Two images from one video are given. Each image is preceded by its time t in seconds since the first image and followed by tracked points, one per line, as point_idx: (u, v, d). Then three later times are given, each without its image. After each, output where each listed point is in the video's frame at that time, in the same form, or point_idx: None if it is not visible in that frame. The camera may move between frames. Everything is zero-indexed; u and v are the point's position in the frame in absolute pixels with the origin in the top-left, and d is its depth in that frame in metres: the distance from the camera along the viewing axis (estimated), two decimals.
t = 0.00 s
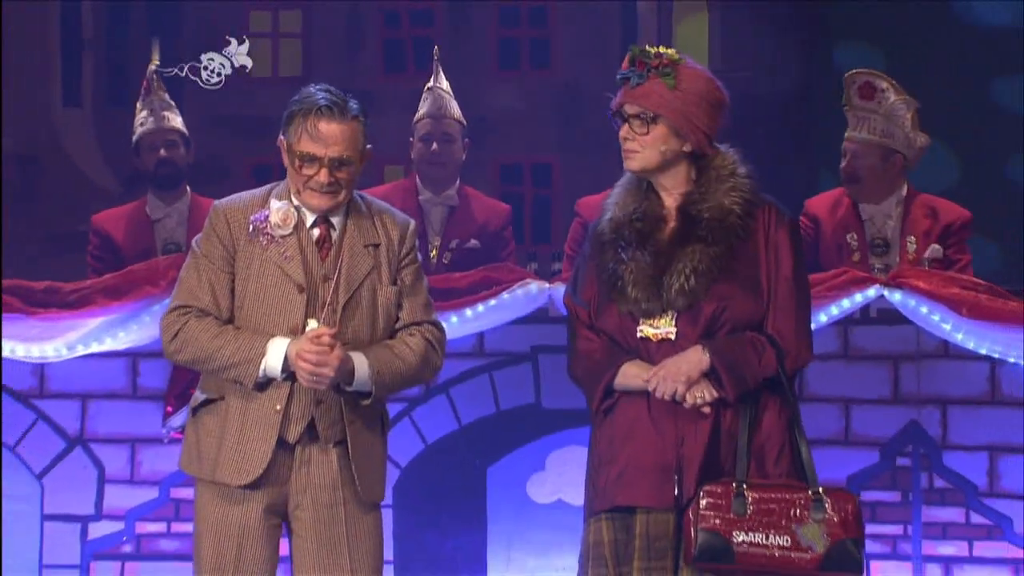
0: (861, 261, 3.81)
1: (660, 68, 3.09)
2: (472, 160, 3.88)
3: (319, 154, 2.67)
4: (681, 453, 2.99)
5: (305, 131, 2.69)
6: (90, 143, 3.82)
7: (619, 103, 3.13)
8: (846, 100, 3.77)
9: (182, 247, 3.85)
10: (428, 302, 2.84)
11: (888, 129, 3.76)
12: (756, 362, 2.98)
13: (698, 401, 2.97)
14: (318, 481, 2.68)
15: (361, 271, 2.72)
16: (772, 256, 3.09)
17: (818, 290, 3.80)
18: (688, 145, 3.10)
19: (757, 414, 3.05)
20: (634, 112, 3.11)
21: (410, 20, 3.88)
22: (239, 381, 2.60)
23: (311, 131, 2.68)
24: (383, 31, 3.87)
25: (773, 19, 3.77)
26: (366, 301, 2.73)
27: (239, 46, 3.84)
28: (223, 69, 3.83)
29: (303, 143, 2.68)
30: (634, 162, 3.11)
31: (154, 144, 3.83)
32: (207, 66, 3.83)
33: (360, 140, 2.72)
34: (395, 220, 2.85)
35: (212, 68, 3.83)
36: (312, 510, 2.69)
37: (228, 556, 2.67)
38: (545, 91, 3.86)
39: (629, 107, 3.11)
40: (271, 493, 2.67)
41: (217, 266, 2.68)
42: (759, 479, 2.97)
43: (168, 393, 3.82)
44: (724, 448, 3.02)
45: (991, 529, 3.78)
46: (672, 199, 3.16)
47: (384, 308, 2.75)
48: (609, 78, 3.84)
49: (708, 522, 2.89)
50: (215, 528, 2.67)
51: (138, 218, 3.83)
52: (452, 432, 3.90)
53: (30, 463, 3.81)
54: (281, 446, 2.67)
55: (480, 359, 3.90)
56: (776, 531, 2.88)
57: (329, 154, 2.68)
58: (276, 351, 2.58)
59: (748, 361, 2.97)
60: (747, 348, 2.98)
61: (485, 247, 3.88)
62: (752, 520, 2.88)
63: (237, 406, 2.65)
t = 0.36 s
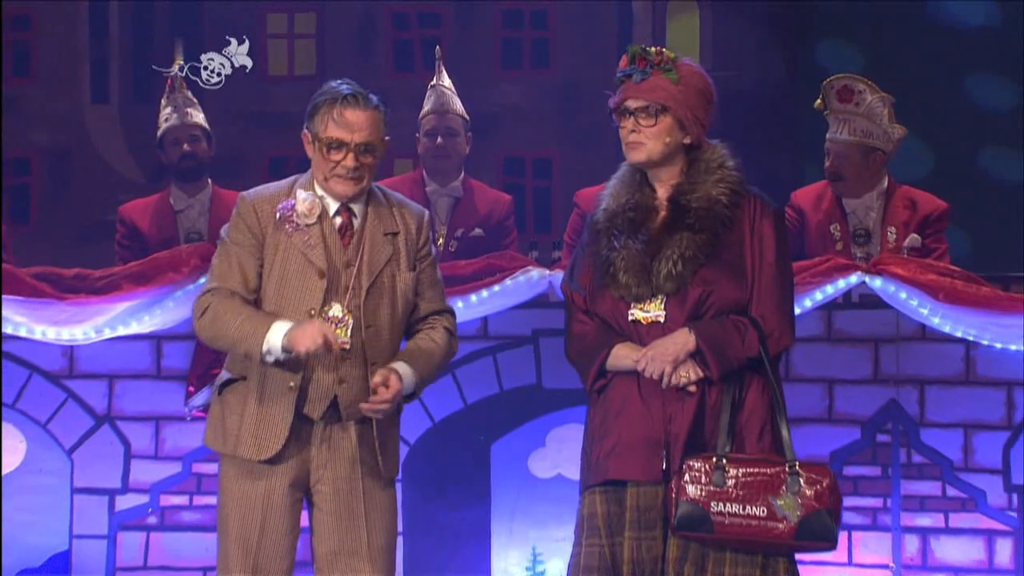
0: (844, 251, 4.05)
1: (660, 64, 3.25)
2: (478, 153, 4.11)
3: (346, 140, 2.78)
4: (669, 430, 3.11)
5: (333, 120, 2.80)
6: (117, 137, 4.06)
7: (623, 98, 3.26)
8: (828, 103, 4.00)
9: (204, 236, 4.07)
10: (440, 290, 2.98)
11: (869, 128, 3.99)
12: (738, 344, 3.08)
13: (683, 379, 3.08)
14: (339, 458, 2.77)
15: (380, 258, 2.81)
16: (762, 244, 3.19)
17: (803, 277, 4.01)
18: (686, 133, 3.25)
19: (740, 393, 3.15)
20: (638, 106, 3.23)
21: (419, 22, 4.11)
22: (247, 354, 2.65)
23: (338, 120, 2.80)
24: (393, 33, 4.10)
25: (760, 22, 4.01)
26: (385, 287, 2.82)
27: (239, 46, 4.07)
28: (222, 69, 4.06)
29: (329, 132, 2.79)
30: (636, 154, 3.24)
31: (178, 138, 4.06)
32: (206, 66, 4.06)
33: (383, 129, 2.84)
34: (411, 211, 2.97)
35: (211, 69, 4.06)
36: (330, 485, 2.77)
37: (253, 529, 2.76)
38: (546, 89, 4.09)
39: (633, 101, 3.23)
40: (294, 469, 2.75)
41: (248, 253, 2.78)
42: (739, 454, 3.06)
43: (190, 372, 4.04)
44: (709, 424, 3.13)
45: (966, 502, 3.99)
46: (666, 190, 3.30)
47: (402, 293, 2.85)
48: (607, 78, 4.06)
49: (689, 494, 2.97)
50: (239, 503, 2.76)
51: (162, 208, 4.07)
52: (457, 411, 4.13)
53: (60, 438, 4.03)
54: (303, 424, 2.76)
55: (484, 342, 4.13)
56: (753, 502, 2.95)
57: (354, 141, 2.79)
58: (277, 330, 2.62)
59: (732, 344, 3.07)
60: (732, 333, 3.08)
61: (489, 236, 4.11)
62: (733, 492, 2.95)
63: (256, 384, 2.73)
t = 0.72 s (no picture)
0: (829, 239, 4.30)
1: (658, 61, 3.38)
2: (481, 149, 4.33)
3: (370, 128, 2.96)
4: (664, 414, 3.24)
5: (357, 109, 2.98)
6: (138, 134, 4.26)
7: (621, 93, 3.38)
8: (817, 95, 4.22)
9: (220, 228, 4.29)
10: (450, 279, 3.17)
11: (855, 122, 4.21)
12: (731, 331, 3.22)
13: (680, 363, 3.21)
14: (359, 437, 2.96)
15: (401, 247, 3.00)
16: (752, 235, 3.33)
17: (791, 266, 4.21)
18: (682, 128, 3.38)
19: (730, 375, 3.29)
20: (639, 100, 3.35)
21: (425, 24, 4.32)
22: (291, 304, 2.80)
23: (362, 109, 2.98)
24: (401, 35, 4.32)
25: (750, 23, 4.21)
26: (406, 274, 3.01)
27: (239, 46, 4.28)
28: (222, 69, 4.28)
29: (354, 121, 2.97)
30: (636, 147, 3.36)
31: (197, 135, 4.28)
32: (207, 66, 4.27)
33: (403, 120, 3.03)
34: (428, 205, 3.16)
35: (211, 69, 4.28)
36: (350, 462, 2.96)
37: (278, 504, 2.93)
38: (546, 87, 4.29)
39: (632, 95, 3.36)
40: (320, 447, 2.93)
41: (285, 232, 2.95)
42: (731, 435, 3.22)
43: (208, 357, 4.25)
44: (703, 408, 3.27)
45: (945, 480, 4.19)
46: (660, 183, 3.44)
47: (420, 282, 3.05)
48: (604, 77, 4.27)
49: (684, 474, 3.12)
50: (265, 479, 2.93)
51: (181, 202, 4.28)
52: (462, 394, 4.34)
53: (85, 420, 4.24)
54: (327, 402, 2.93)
55: (487, 328, 4.35)
56: (745, 481, 3.10)
57: (377, 129, 2.97)
58: (319, 282, 2.77)
59: (724, 330, 3.21)
60: (724, 318, 3.23)
61: (492, 227, 4.33)
62: (726, 472, 3.11)
63: (288, 359, 2.91)
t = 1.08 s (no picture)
0: (816, 232, 4.49)
1: (655, 61, 3.57)
2: (485, 146, 4.53)
3: (385, 126, 3.16)
4: (660, 399, 3.40)
5: (374, 108, 3.18)
6: (158, 131, 4.48)
7: (619, 91, 3.56)
8: (809, 93, 4.40)
9: (236, 221, 4.50)
10: (460, 271, 3.39)
11: (844, 119, 4.40)
12: (725, 319, 3.38)
13: (677, 350, 3.37)
14: (368, 419, 3.16)
15: (411, 241, 3.21)
16: (745, 229, 3.52)
17: (780, 257, 4.39)
18: (677, 125, 3.57)
19: (724, 362, 3.48)
20: (637, 97, 3.52)
21: (432, 26, 4.52)
22: (309, 301, 2.99)
23: (378, 108, 3.18)
24: (409, 36, 4.51)
25: (743, 25, 4.41)
26: (416, 267, 3.22)
27: (238, 47, 4.50)
28: (220, 69, 4.49)
29: (370, 118, 3.18)
30: (634, 142, 3.55)
31: (213, 132, 4.48)
32: (206, 66, 4.48)
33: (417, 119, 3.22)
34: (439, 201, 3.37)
35: (211, 69, 4.48)
36: (360, 445, 3.17)
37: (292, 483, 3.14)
38: (547, 87, 4.50)
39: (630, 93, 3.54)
40: (333, 428, 3.14)
41: (304, 224, 3.15)
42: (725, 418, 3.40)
43: (225, 343, 4.42)
44: (697, 392, 3.45)
45: (927, 461, 4.39)
46: (656, 178, 3.63)
47: (429, 275, 3.25)
48: (601, 77, 4.48)
49: (683, 457, 3.25)
50: (281, 458, 3.14)
51: (198, 196, 4.49)
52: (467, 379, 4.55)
53: (107, 404, 4.45)
54: (341, 386, 3.13)
55: (491, 317, 4.54)
56: (741, 464, 3.25)
57: (391, 127, 3.16)
58: (338, 279, 2.95)
59: (719, 319, 3.37)
60: (717, 308, 3.39)
61: (495, 221, 4.53)
62: (721, 455, 3.26)
63: (303, 347, 3.11)
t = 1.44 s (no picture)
0: (805, 225, 4.67)
1: (651, 62, 3.77)
2: (489, 143, 4.75)
3: (394, 125, 3.35)
4: (657, 383, 3.59)
5: (384, 108, 3.37)
6: (176, 128, 4.71)
7: (617, 90, 3.76)
8: (800, 91, 4.58)
9: (249, 215, 4.66)
10: (464, 264, 3.59)
11: (831, 117, 4.58)
12: (719, 308, 3.58)
13: (676, 337, 3.55)
14: (377, 404, 3.37)
15: (419, 235, 3.41)
16: (737, 223, 3.73)
17: (771, 249, 4.57)
18: (671, 123, 3.78)
19: (717, 349, 3.68)
20: (635, 96, 3.71)
21: (438, 28, 4.75)
22: (321, 294, 3.19)
23: (387, 108, 3.37)
24: (416, 38, 4.74)
25: (734, 27, 4.62)
26: (423, 259, 3.42)
27: (238, 47, 4.72)
28: (218, 69, 4.70)
29: (379, 117, 3.36)
30: (632, 139, 3.74)
31: (228, 130, 4.69)
32: (206, 66, 4.71)
33: (424, 118, 3.41)
34: (446, 195, 3.58)
35: (210, 69, 4.70)
36: (370, 429, 3.37)
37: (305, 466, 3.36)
38: (547, 86, 4.70)
39: (628, 92, 3.73)
40: (344, 414, 3.34)
41: (317, 218, 3.36)
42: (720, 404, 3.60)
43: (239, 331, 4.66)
44: (694, 378, 3.62)
45: (910, 444, 4.60)
46: (651, 173, 3.83)
47: (436, 267, 3.46)
48: (599, 76, 4.68)
49: (679, 439, 3.43)
50: (294, 441, 3.35)
51: (214, 190, 4.68)
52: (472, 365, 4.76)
53: (127, 389, 4.67)
54: (351, 374, 3.34)
55: (494, 306, 4.76)
56: (733, 447, 3.45)
57: (400, 126, 3.35)
58: (349, 275, 3.14)
59: (713, 308, 3.56)
60: (712, 298, 3.58)
61: (498, 214, 4.68)
62: (714, 437, 3.45)
63: (316, 333, 3.32)
